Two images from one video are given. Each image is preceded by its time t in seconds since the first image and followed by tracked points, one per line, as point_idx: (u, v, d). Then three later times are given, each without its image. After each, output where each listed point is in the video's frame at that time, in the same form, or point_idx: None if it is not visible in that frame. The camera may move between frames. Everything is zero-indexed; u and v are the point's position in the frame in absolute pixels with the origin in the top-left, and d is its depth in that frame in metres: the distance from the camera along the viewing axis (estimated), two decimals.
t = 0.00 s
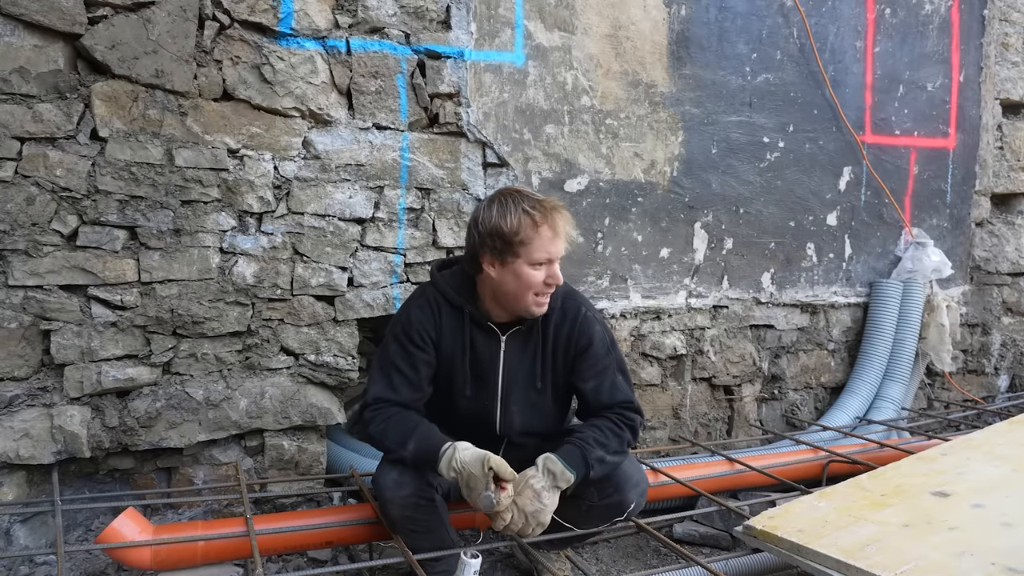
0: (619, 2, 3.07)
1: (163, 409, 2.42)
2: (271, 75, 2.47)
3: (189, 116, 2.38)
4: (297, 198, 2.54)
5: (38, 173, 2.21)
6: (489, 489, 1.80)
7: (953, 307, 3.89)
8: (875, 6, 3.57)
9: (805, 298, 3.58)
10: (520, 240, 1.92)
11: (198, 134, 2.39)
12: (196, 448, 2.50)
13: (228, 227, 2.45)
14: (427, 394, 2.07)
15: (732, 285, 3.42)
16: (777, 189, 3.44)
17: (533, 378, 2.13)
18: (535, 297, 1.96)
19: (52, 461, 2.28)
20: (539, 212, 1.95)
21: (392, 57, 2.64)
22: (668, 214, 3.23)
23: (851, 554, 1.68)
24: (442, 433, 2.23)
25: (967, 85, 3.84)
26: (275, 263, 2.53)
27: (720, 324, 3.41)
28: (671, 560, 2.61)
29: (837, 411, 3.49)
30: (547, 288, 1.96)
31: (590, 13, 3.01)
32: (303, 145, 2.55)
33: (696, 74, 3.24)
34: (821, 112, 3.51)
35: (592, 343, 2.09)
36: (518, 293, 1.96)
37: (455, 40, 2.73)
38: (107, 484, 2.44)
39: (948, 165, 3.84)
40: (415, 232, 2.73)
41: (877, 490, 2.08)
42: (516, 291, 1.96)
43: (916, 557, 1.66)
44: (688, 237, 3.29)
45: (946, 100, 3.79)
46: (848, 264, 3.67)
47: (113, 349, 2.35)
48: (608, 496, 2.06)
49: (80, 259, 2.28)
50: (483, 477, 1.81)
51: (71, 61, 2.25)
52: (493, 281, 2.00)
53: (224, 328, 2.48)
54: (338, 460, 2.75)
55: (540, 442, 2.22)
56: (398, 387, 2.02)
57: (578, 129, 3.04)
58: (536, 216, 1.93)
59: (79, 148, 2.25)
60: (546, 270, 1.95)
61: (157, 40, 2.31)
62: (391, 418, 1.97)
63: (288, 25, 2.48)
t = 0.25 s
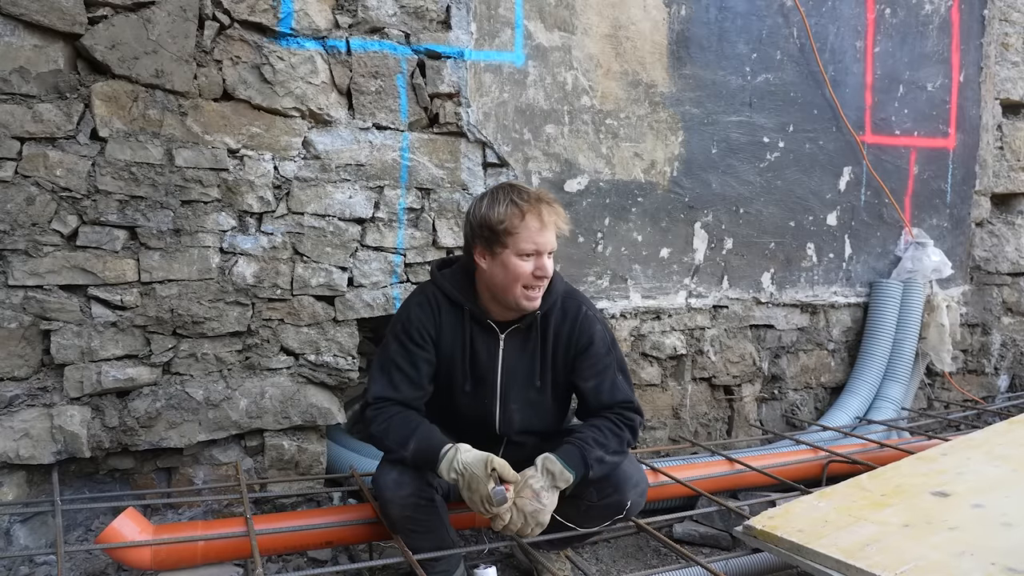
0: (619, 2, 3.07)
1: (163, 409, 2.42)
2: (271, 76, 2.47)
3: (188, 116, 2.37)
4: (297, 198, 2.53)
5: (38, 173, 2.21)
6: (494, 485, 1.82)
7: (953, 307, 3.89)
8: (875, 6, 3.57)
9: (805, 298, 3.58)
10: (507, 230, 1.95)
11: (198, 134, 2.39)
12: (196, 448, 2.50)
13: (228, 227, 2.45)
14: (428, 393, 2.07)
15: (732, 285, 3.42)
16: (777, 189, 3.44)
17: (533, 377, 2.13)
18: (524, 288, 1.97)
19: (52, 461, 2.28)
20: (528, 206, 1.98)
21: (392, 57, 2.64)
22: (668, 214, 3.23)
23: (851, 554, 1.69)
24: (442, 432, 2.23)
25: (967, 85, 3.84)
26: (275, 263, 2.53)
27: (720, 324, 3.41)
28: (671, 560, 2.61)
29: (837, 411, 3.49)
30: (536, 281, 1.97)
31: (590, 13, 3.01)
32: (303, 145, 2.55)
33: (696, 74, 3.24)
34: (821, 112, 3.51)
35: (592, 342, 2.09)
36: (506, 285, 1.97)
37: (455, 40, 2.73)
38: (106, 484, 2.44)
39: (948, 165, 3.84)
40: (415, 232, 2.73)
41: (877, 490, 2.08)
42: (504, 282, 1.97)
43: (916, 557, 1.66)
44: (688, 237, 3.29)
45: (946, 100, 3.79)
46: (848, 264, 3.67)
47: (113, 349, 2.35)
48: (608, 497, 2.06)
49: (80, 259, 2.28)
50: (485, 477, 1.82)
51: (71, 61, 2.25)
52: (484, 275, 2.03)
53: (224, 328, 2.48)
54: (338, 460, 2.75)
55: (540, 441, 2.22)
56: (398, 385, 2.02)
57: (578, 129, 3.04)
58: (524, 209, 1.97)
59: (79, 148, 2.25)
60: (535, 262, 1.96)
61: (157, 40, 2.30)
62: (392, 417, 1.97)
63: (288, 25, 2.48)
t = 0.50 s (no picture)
0: (619, 2, 3.07)
1: (163, 409, 2.42)
2: (271, 76, 2.47)
3: (189, 116, 2.37)
4: (297, 198, 2.54)
5: (38, 173, 2.21)
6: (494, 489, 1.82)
7: (953, 307, 3.89)
8: (875, 6, 3.57)
9: (805, 298, 3.58)
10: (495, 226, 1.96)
11: (198, 134, 2.39)
12: (196, 448, 2.50)
13: (228, 227, 2.45)
14: (429, 392, 2.07)
15: (732, 285, 3.42)
16: (777, 189, 3.44)
17: (533, 378, 2.13)
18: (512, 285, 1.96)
19: (52, 462, 2.28)
20: (522, 202, 1.97)
21: (392, 57, 2.64)
22: (668, 214, 3.23)
23: (851, 554, 1.69)
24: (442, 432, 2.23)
25: (967, 85, 3.84)
26: (275, 263, 2.53)
27: (720, 324, 3.41)
28: (671, 560, 2.61)
29: (837, 411, 3.49)
30: (525, 278, 1.95)
31: (590, 13, 3.01)
32: (303, 145, 2.55)
33: (696, 74, 3.24)
34: (821, 112, 3.51)
35: (592, 342, 2.09)
36: (495, 280, 1.98)
37: (455, 40, 2.73)
38: (106, 484, 2.45)
39: (948, 165, 3.84)
40: (415, 232, 2.73)
41: (877, 490, 2.08)
42: (494, 279, 1.97)
43: (916, 557, 1.66)
44: (688, 237, 3.29)
45: (946, 100, 3.79)
46: (848, 264, 3.67)
47: (113, 349, 2.35)
48: (606, 496, 2.06)
49: (80, 259, 2.28)
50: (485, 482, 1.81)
51: (71, 61, 2.25)
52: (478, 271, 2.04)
53: (224, 328, 2.48)
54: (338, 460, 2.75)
55: (540, 442, 2.22)
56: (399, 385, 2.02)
57: (578, 129, 3.04)
58: (517, 205, 1.96)
59: (79, 148, 2.25)
60: (524, 259, 1.95)
61: (157, 40, 2.31)
62: (393, 417, 1.97)
63: (288, 25, 2.48)
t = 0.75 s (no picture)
0: (619, 2, 3.07)
1: (163, 409, 2.42)
2: (271, 75, 2.47)
3: (189, 116, 2.37)
4: (297, 198, 2.53)
5: (38, 173, 2.21)
6: (495, 493, 1.83)
7: (953, 307, 3.89)
8: (875, 6, 3.57)
9: (805, 298, 3.58)
10: (476, 225, 1.98)
11: (198, 134, 2.39)
12: (196, 448, 2.50)
13: (228, 227, 2.45)
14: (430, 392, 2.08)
15: (732, 285, 3.42)
16: (777, 189, 3.44)
17: (534, 378, 2.13)
18: (491, 281, 1.95)
19: (52, 461, 2.28)
20: (495, 198, 1.97)
21: (392, 57, 2.64)
22: (668, 214, 3.23)
23: (851, 554, 1.69)
24: (443, 432, 2.23)
25: (967, 85, 3.84)
26: (275, 263, 2.53)
27: (720, 324, 3.41)
28: (671, 560, 2.61)
29: (837, 411, 3.50)
30: (500, 274, 1.93)
31: (590, 13, 3.01)
32: (303, 145, 2.55)
33: (696, 74, 3.24)
34: (821, 112, 3.51)
35: (593, 343, 2.09)
36: (478, 277, 1.99)
37: (455, 40, 2.73)
38: (107, 484, 2.44)
39: (948, 165, 3.84)
40: (415, 232, 2.73)
41: (877, 490, 2.08)
42: (477, 276, 1.99)
43: (916, 557, 1.66)
44: (688, 237, 3.29)
45: (946, 100, 3.79)
46: (848, 264, 3.67)
47: (113, 349, 2.35)
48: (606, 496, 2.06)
49: (80, 259, 2.28)
50: (485, 484, 1.82)
51: (71, 61, 2.25)
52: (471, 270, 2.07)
53: (224, 328, 2.48)
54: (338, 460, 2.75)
55: (540, 442, 2.22)
56: (400, 384, 2.02)
57: (578, 129, 3.04)
58: (489, 202, 1.96)
59: (79, 148, 2.25)
60: (498, 255, 1.94)
61: (157, 40, 2.30)
62: (394, 416, 1.97)
63: (288, 25, 2.48)
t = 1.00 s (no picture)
0: (619, 2, 3.07)
1: (163, 409, 2.42)
2: (271, 76, 2.47)
3: (188, 116, 2.37)
4: (297, 198, 2.54)
5: (38, 173, 2.21)
6: (483, 486, 1.77)
7: (953, 307, 3.89)
8: (875, 6, 3.57)
9: (805, 298, 3.58)
10: (470, 231, 1.97)
11: (198, 134, 2.39)
12: (196, 448, 2.50)
13: (228, 227, 2.45)
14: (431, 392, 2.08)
15: (732, 285, 3.42)
16: (777, 189, 3.44)
17: (534, 377, 2.13)
18: (487, 287, 1.95)
19: (52, 461, 2.28)
20: (488, 204, 1.95)
21: (392, 57, 2.64)
22: (668, 214, 3.23)
23: (851, 554, 1.69)
24: (444, 432, 2.23)
25: (967, 85, 3.84)
26: (275, 263, 2.53)
27: (720, 324, 3.41)
28: (671, 560, 2.61)
29: (837, 411, 3.50)
30: (494, 280, 1.92)
31: (590, 13, 3.01)
32: (303, 145, 2.55)
33: (696, 74, 3.24)
34: (821, 112, 3.51)
35: (592, 342, 2.09)
36: (474, 282, 1.99)
37: (455, 40, 2.73)
38: (106, 484, 2.45)
39: (948, 165, 3.84)
40: (415, 232, 2.73)
41: (877, 490, 2.08)
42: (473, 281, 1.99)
43: (916, 557, 1.66)
44: (688, 237, 3.29)
45: (947, 100, 3.79)
46: (848, 264, 3.67)
47: (113, 349, 2.35)
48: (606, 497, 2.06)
49: (80, 259, 2.28)
50: (472, 478, 1.77)
51: (71, 61, 2.25)
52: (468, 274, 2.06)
53: (224, 328, 2.48)
54: (338, 460, 2.75)
55: (541, 442, 2.23)
56: (401, 385, 2.02)
57: (578, 129, 3.04)
58: (482, 208, 1.95)
59: (79, 148, 2.25)
60: (492, 260, 1.93)
61: (157, 40, 2.31)
62: (394, 417, 1.97)
63: (288, 25, 2.48)
